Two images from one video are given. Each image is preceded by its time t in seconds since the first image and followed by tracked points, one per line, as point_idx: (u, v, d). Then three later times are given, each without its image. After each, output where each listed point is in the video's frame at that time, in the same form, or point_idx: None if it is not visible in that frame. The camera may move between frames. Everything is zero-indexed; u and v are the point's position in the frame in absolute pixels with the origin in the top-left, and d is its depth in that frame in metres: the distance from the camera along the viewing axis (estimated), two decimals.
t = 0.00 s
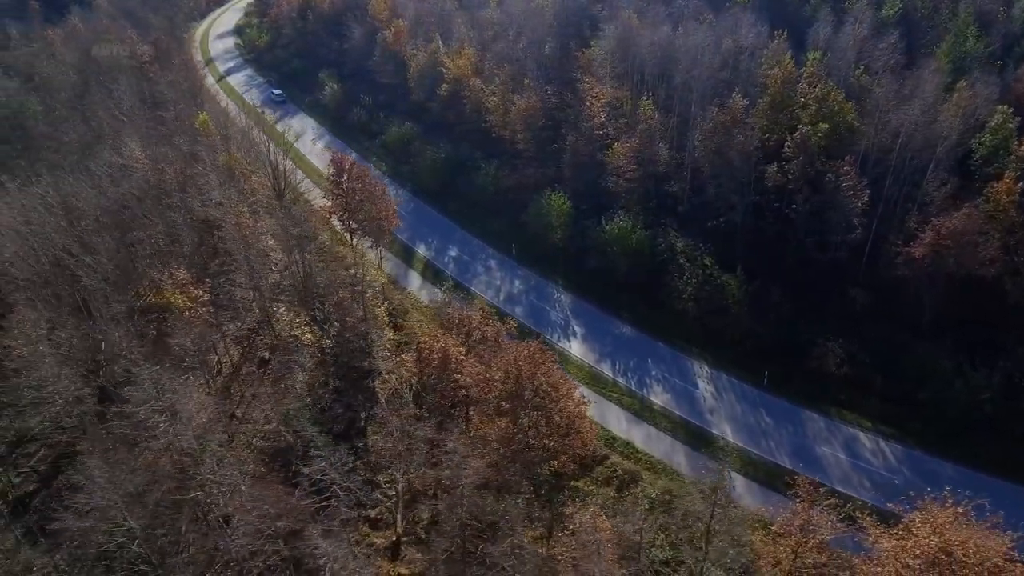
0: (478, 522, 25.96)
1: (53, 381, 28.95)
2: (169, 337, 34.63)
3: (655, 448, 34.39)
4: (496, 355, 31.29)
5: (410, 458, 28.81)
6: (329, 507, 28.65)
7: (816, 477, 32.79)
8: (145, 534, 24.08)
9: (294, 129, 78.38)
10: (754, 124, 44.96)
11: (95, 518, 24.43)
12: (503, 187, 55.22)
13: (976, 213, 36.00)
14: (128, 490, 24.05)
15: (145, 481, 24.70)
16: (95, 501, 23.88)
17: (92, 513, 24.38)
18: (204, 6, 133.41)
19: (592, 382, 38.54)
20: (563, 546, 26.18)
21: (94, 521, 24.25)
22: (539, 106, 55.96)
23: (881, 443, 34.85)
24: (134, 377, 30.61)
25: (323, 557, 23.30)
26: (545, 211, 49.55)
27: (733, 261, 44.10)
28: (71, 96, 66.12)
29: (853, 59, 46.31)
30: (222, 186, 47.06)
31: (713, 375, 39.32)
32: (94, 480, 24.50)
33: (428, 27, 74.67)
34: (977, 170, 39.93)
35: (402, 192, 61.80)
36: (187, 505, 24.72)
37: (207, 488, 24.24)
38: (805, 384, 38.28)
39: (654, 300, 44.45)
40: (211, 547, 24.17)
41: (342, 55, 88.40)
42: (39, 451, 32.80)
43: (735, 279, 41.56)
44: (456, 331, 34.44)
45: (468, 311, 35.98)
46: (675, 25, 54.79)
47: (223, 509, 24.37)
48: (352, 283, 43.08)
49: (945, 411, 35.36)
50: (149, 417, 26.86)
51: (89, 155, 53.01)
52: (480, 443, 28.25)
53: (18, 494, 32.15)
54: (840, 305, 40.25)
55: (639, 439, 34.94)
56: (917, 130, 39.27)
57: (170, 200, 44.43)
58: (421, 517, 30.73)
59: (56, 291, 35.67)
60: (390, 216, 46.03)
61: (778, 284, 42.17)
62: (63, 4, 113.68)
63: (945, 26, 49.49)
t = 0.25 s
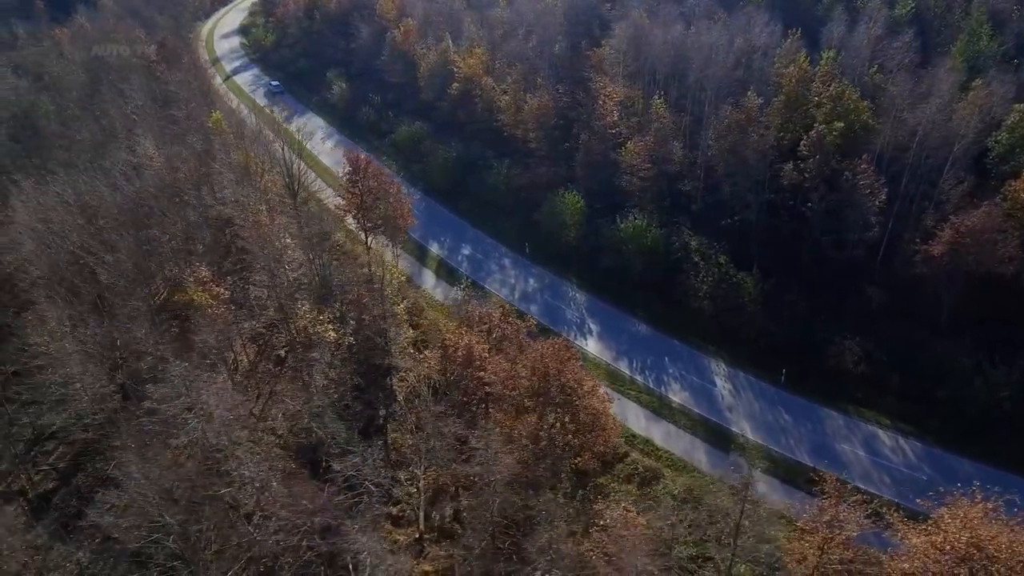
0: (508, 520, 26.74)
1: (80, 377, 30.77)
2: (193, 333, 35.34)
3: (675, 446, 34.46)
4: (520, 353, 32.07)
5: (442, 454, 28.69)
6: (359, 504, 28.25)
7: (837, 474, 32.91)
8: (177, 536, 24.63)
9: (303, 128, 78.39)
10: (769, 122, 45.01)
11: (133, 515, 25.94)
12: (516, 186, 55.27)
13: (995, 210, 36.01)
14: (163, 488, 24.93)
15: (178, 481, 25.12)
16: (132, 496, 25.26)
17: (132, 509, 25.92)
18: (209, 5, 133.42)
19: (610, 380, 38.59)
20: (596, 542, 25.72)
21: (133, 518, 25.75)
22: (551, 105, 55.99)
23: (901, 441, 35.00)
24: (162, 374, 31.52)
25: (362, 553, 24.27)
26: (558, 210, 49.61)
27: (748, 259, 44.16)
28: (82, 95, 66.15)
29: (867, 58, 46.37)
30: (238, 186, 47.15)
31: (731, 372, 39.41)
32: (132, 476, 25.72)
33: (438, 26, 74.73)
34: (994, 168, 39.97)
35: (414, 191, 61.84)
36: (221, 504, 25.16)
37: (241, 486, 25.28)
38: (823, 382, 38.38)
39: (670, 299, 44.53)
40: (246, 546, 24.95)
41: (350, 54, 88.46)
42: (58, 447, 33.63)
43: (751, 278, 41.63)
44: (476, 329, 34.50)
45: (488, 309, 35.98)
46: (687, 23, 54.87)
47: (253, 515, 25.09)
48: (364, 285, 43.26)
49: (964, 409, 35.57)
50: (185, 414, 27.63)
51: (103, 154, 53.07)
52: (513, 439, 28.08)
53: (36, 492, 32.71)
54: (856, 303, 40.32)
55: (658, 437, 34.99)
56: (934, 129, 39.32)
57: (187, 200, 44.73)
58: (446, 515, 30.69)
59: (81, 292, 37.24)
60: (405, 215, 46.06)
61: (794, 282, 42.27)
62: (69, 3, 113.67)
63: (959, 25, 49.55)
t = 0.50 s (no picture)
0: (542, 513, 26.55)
1: (106, 374, 30.43)
2: (217, 331, 35.38)
3: (695, 443, 34.59)
4: (542, 348, 32.34)
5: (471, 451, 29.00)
6: (391, 501, 28.38)
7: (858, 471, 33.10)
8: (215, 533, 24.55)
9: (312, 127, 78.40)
10: (784, 121, 45.05)
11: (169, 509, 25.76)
12: (529, 184, 55.34)
13: (1013, 208, 36.07)
14: (201, 485, 24.99)
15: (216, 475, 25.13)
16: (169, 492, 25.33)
17: (166, 504, 25.80)
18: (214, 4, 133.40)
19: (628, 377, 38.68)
20: (628, 538, 26.38)
21: (169, 513, 25.65)
22: (564, 103, 56.06)
23: (920, 438, 35.24)
24: (188, 372, 31.49)
25: (399, 550, 26.61)
26: (571, 208, 49.84)
27: (763, 257, 44.25)
28: (93, 93, 66.16)
29: (881, 58, 46.56)
30: (253, 184, 47.14)
31: (748, 370, 39.56)
32: (170, 472, 25.84)
33: (447, 25, 74.83)
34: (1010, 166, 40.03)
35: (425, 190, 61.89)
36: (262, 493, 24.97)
37: (279, 485, 25.79)
38: (840, 380, 38.59)
39: (685, 297, 44.67)
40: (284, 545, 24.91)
41: (358, 53, 88.48)
42: (76, 445, 33.45)
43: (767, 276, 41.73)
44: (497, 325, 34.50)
45: (508, 306, 36.02)
46: (699, 22, 54.99)
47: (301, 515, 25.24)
48: (379, 286, 43.44)
49: (982, 407, 35.77)
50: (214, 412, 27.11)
51: (117, 153, 53.10)
52: (543, 434, 28.07)
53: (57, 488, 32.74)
54: (872, 301, 40.39)
55: (678, 435, 35.10)
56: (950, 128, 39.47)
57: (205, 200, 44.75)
58: (467, 512, 31.53)
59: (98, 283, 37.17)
60: (420, 214, 46.11)
61: (810, 280, 42.38)
62: (75, 3, 113.73)
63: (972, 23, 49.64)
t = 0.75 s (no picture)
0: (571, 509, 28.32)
1: (133, 372, 30.82)
2: (241, 329, 35.49)
3: (715, 440, 34.64)
4: (567, 346, 32.65)
5: (494, 449, 28.44)
6: (422, 496, 28.74)
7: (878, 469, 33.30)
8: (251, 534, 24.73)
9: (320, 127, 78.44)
10: (798, 120, 45.12)
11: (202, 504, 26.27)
12: (541, 183, 55.44)
13: None
14: (234, 480, 25.02)
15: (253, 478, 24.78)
16: (207, 488, 25.73)
17: (203, 500, 26.16)
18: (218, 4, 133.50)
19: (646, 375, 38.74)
20: (658, 532, 27.26)
21: (206, 509, 25.98)
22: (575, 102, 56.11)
23: (939, 436, 35.47)
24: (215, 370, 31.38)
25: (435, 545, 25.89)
26: (584, 207, 49.95)
27: (778, 256, 44.33)
28: (103, 93, 66.25)
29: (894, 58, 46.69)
30: (267, 183, 47.19)
31: (765, 368, 39.71)
32: (207, 469, 26.20)
33: (456, 25, 74.88)
34: None
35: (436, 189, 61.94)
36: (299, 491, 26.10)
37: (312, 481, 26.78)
38: (857, 378, 38.73)
39: (700, 295, 44.81)
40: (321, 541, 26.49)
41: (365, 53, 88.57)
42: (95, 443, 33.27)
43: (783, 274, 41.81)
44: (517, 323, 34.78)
45: (528, 305, 36.20)
46: (711, 22, 55.09)
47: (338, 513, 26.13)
48: (395, 286, 43.61)
49: (1001, 406, 35.91)
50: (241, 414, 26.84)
51: (130, 152, 53.19)
52: (571, 431, 28.61)
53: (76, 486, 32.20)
54: (888, 300, 40.51)
55: (697, 433, 35.13)
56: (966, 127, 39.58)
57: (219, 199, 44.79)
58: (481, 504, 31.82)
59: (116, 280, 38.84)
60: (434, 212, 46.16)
61: (825, 279, 42.44)
62: (81, 4, 113.84)
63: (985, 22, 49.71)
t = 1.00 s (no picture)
0: (599, 506, 27.42)
1: (160, 369, 30.93)
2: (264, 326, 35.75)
3: (735, 438, 34.73)
4: (589, 342, 32.15)
5: (524, 446, 28.21)
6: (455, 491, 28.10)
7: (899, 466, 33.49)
8: (280, 528, 25.52)
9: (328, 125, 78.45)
10: (813, 118, 45.21)
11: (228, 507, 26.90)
12: (553, 182, 55.48)
13: None
14: (273, 476, 25.30)
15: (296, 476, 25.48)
16: (242, 484, 25.78)
17: (240, 495, 26.21)
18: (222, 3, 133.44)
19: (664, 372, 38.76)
20: (689, 528, 27.48)
21: (242, 505, 26.09)
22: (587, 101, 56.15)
23: (958, 433, 35.64)
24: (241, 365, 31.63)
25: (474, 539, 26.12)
26: (597, 206, 49.96)
27: (793, 254, 44.43)
28: (114, 92, 66.28)
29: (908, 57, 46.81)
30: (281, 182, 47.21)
31: (782, 366, 39.87)
32: (242, 465, 26.08)
33: (465, 23, 74.91)
34: None
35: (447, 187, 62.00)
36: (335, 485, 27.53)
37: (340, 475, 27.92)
38: (874, 376, 38.93)
39: (715, 293, 44.88)
40: (352, 536, 27.42)
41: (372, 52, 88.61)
42: (114, 442, 32.96)
43: (799, 272, 41.87)
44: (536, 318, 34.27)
45: (546, 302, 35.99)
46: (723, 21, 55.18)
47: (365, 509, 27.20)
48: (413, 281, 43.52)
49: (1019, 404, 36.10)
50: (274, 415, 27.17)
51: (144, 151, 53.24)
52: (602, 427, 27.89)
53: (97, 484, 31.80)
54: (904, 298, 40.67)
55: (717, 431, 35.17)
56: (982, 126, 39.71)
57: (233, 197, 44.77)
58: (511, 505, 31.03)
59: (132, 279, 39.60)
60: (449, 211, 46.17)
61: (841, 278, 42.50)
62: (87, 5, 113.87)
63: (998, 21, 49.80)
